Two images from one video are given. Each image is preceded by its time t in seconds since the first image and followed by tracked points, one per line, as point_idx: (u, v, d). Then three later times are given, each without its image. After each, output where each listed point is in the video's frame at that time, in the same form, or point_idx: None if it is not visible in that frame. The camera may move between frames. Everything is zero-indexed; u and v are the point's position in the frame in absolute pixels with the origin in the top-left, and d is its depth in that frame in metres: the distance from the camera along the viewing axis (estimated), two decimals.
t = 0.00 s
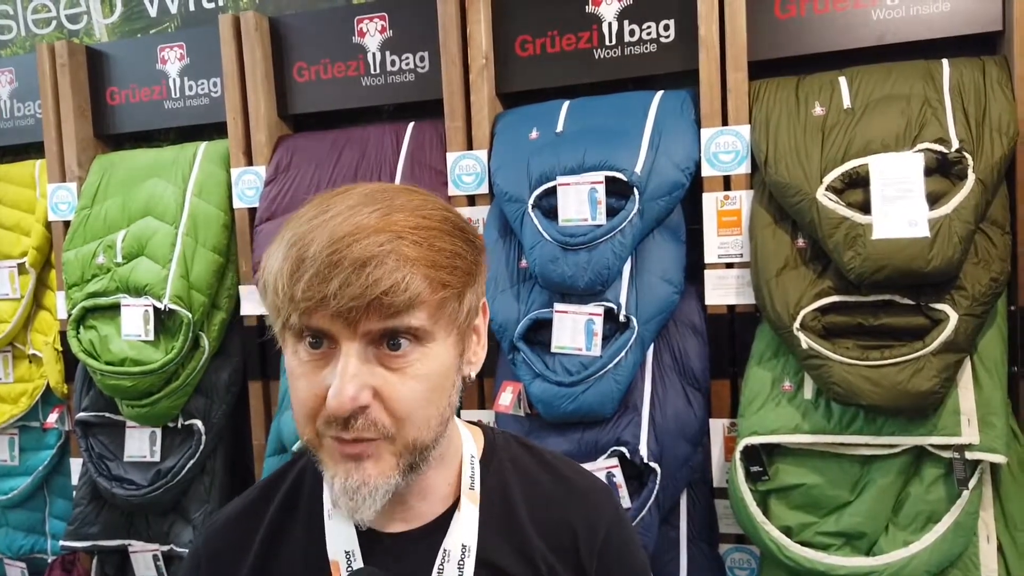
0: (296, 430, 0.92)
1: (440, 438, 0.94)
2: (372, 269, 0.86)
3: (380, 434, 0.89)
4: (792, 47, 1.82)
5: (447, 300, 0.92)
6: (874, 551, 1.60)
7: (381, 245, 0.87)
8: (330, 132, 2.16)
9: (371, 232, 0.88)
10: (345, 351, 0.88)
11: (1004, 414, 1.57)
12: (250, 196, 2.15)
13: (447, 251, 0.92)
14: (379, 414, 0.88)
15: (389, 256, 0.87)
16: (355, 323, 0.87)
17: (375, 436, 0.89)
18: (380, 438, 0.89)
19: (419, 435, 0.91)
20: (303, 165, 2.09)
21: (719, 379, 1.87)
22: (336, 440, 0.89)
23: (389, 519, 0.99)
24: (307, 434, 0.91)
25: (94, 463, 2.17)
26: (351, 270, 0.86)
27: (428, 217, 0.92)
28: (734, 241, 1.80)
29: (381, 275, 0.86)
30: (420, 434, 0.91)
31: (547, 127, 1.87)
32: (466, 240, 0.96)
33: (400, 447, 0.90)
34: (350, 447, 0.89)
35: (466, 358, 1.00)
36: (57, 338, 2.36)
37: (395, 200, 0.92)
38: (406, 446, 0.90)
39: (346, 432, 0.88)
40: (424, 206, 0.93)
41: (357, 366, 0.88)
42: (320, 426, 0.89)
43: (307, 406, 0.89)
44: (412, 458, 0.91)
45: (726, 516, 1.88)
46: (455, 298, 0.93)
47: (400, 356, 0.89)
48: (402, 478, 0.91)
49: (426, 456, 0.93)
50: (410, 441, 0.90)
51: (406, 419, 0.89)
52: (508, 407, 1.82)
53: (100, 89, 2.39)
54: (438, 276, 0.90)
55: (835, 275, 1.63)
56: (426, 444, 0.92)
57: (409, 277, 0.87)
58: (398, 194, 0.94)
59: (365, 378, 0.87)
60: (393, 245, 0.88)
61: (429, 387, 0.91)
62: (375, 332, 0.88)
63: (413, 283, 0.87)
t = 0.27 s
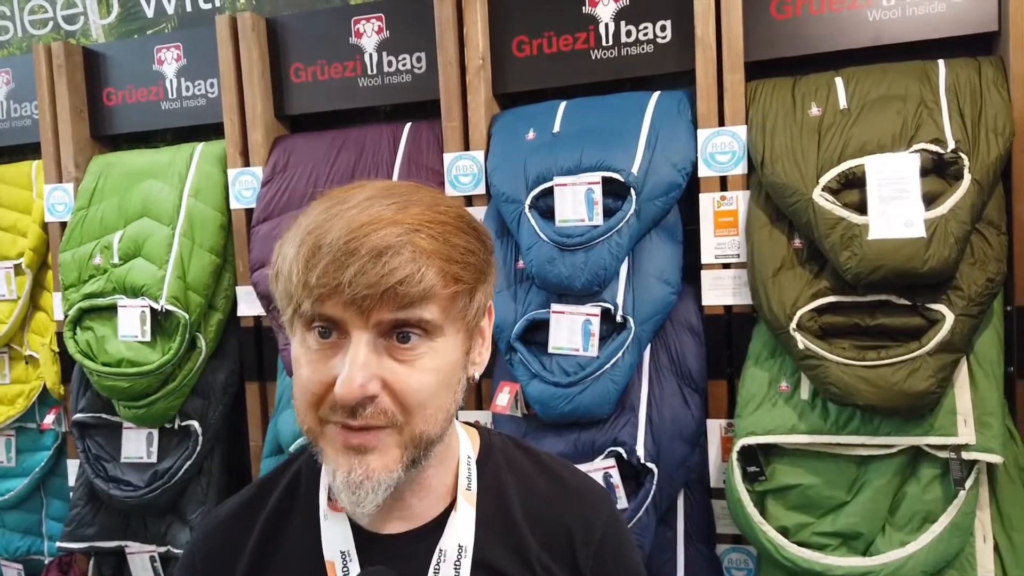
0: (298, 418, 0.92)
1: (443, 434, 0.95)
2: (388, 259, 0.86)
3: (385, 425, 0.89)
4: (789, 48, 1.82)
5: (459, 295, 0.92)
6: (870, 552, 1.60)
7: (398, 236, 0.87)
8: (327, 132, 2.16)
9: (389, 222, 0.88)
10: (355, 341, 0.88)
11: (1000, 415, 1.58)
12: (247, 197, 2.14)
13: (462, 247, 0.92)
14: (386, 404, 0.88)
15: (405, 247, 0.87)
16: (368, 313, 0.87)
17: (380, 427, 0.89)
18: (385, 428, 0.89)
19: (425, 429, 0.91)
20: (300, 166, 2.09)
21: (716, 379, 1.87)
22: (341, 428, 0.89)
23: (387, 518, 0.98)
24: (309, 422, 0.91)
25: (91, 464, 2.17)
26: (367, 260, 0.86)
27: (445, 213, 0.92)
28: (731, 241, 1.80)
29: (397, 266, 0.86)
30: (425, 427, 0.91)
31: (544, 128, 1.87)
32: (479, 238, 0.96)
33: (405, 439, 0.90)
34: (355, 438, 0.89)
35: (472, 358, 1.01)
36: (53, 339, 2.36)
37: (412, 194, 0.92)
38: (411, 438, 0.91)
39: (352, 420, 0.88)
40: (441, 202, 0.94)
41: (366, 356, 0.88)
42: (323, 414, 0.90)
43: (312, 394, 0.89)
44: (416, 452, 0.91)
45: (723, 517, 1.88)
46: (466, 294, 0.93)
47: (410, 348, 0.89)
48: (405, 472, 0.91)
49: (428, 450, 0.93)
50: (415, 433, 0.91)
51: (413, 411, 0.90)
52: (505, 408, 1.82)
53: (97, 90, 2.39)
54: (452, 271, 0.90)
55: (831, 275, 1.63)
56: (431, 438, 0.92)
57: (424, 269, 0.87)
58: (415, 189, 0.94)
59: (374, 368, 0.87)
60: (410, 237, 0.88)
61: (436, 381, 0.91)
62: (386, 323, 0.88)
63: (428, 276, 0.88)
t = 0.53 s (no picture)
0: (307, 427, 0.92)
1: (452, 443, 0.94)
2: (395, 271, 0.86)
3: (394, 435, 0.89)
4: (785, 49, 1.82)
5: (467, 304, 0.92)
6: (867, 552, 1.60)
7: (405, 247, 0.87)
8: (325, 134, 2.16)
9: (395, 234, 0.88)
10: (363, 352, 0.88)
11: (996, 415, 1.58)
12: (245, 198, 2.14)
13: (468, 257, 0.92)
14: (395, 415, 0.88)
15: (412, 258, 0.87)
16: (376, 324, 0.87)
17: (389, 437, 0.89)
18: (394, 439, 0.89)
19: (434, 438, 0.91)
20: (297, 167, 2.09)
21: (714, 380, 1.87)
22: (350, 440, 0.89)
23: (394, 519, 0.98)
24: (318, 432, 0.91)
25: (88, 466, 2.17)
26: (374, 272, 0.86)
27: (451, 222, 0.92)
28: (728, 242, 1.81)
29: (404, 277, 0.86)
30: (434, 437, 0.91)
31: (541, 129, 1.87)
32: (485, 246, 0.96)
33: (414, 449, 0.90)
34: (364, 450, 0.89)
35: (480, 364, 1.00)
36: (51, 340, 2.35)
37: (418, 204, 0.92)
38: (420, 448, 0.90)
39: (361, 431, 0.88)
40: (447, 211, 0.94)
41: (375, 367, 0.87)
42: (333, 424, 0.90)
43: (320, 404, 0.89)
44: (425, 461, 0.91)
45: (721, 517, 1.88)
46: (474, 303, 0.93)
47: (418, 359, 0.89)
48: (414, 481, 0.91)
49: (437, 459, 0.93)
50: (424, 443, 0.91)
51: (422, 421, 0.90)
52: (503, 409, 1.81)
53: (94, 91, 2.38)
54: (459, 281, 0.90)
55: (828, 276, 1.63)
56: (439, 447, 0.92)
57: (431, 280, 0.87)
58: (422, 198, 0.94)
59: (383, 379, 0.87)
60: (416, 248, 0.88)
61: (444, 390, 0.91)
62: (394, 334, 0.88)
63: (435, 287, 0.88)
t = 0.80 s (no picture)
0: (315, 423, 0.93)
1: (459, 440, 0.95)
2: (408, 263, 0.87)
3: (403, 429, 0.90)
4: (782, 50, 1.83)
5: (477, 300, 0.93)
6: (865, 552, 1.60)
7: (418, 241, 0.89)
8: (323, 135, 2.16)
9: (409, 228, 0.89)
10: (374, 344, 0.89)
11: (993, 415, 1.58)
12: (242, 200, 2.14)
13: (479, 253, 0.93)
14: (404, 408, 0.89)
15: (424, 252, 0.88)
16: (387, 316, 0.88)
17: (398, 431, 0.90)
18: (403, 433, 0.90)
19: (441, 433, 0.91)
20: (295, 169, 2.09)
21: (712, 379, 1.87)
22: (359, 433, 0.90)
23: (399, 521, 0.99)
24: (326, 428, 0.91)
25: (86, 468, 2.16)
26: (387, 263, 0.87)
27: (463, 220, 0.94)
28: (725, 243, 1.81)
29: (416, 270, 0.87)
30: (442, 432, 0.91)
31: (538, 130, 1.87)
32: (496, 245, 0.98)
33: (422, 443, 0.91)
34: (371, 441, 0.90)
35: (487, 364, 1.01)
36: (49, 342, 2.35)
37: (430, 202, 0.94)
38: (428, 443, 0.91)
39: (371, 423, 0.89)
40: (458, 209, 0.95)
41: (385, 359, 0.88)
42: (342, 417, 0.90)
43: (330, 398, 0.90)
44: (433, 457, 0.92)
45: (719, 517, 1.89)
46: (484, 300, 0.94)
47: (428, 353, 0.90)
48: (420, 476, 0.91)
49: (444, 455, 0.93)
50: (432, 438, 0.91)
51: (431, 415, 0.90)
52: (502, 410, 1.80)
53: (92, 93, 2.38)
54: (470, 275, 0.91)
55: (825, 277, 1.64)
56: (447, 443, 0.93)
57: (443, 273, 0.88)
58: (434, 198, 0.96)
59: (393, 371, 0.88)
60: (429, 242, 0.89)
61: (454, 385, 0.91)
62: (405, 327, 0.89)
63: (446, 280, 0.89)
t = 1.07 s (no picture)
0: (311, 415, 0.94)
1: (453, 431, 0.95)
2: (399, 251, 0.88)
3: (395, 416, 0.90)
4: (779, 50, 1.83)
5: (469, 289, 0.93)
6: (863, 551, 1.60)
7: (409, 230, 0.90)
8: (321, 136, 2.16)
9: (400, 217, 0.90)
10: (366, 332, 0.89)
11: (990, 414, 1.58)
12: (240, 200, 2.14)
13: (472, 243, 0.94)
14: (396, 395, 0.89)
15: (416, 240, 0.89)
16: (379, 303, 0.88)
17: (390, 418, 0.90)
18: (396, 422, 0.91)
19: (434, 421, 0.92)
20: (293, 169, 2.09)
21: (709, 379, 1.87)
22: (352, 425, 0.91)
23: (394, 521, 0.99)
24: (322, 418, 0.92)
25: (84, 469, 2.16)
26: (379, 251, 0.88)
27: (457, 211, 0.95)
28: (723, 243, 1.81)
29: (407, 257, 0.88)
30: (435, 421, 0.92)
31: (536, 130, 1.88)
32: (490, 238, 0.98)
33: (415, 432, 0.91)
34: (365, 432, 0.91)
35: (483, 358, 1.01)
36: (46, 343, 2.35)
37: (424, 194, 0.95)
38: (421, 431, 0.91)
39: (364, 410, 0.89)
40: (452, 201, 0.96)
41: (377, 346, 0.89)
42: (336, 407, 0.91)
43: (324, 388, 0.91)
44: (426, 446, 0.92)
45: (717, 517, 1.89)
46: (476, 290, 0.94)
47: (420, 340, 0.91)
48: (415, 467, 0.92)
49: (438, 446, 0.94)
50: (424, 427, 0.91)
51: (422, 403, 0.91)
52: (499, 410, 1.81)
53: (90, 93, 2.38)
54: (461, 264, 0.92)
55: (823, 277, 1.64)
56: (440, 432, 0.93)
57: (434, 261, 0.89)
58: (427, 191, 0.97)
59: (385, 358, 0.89)
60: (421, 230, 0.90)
61: (446, 374, 0.92)
62: (397, 314, 0.89)
63: (437, 268, 0.89)
